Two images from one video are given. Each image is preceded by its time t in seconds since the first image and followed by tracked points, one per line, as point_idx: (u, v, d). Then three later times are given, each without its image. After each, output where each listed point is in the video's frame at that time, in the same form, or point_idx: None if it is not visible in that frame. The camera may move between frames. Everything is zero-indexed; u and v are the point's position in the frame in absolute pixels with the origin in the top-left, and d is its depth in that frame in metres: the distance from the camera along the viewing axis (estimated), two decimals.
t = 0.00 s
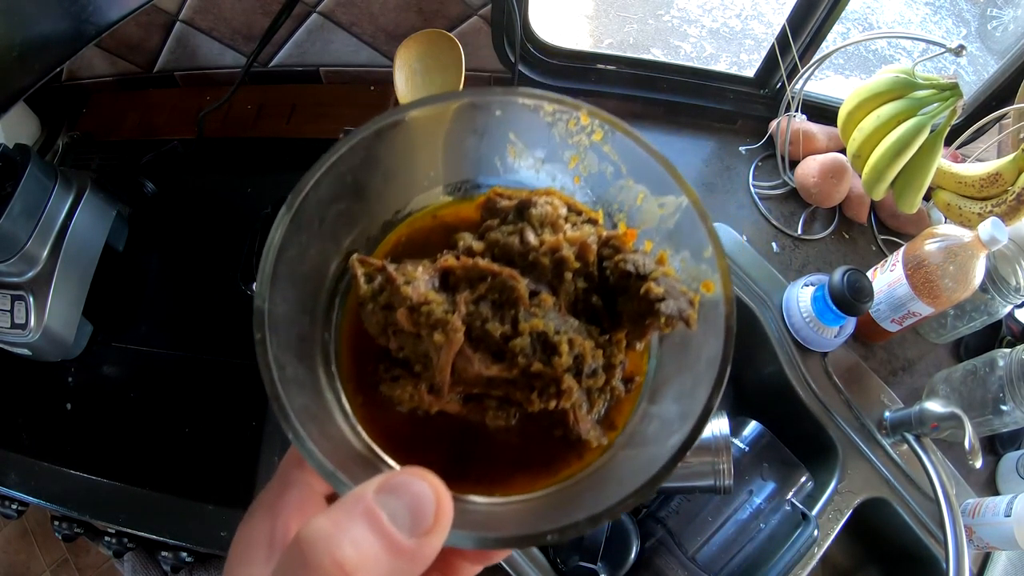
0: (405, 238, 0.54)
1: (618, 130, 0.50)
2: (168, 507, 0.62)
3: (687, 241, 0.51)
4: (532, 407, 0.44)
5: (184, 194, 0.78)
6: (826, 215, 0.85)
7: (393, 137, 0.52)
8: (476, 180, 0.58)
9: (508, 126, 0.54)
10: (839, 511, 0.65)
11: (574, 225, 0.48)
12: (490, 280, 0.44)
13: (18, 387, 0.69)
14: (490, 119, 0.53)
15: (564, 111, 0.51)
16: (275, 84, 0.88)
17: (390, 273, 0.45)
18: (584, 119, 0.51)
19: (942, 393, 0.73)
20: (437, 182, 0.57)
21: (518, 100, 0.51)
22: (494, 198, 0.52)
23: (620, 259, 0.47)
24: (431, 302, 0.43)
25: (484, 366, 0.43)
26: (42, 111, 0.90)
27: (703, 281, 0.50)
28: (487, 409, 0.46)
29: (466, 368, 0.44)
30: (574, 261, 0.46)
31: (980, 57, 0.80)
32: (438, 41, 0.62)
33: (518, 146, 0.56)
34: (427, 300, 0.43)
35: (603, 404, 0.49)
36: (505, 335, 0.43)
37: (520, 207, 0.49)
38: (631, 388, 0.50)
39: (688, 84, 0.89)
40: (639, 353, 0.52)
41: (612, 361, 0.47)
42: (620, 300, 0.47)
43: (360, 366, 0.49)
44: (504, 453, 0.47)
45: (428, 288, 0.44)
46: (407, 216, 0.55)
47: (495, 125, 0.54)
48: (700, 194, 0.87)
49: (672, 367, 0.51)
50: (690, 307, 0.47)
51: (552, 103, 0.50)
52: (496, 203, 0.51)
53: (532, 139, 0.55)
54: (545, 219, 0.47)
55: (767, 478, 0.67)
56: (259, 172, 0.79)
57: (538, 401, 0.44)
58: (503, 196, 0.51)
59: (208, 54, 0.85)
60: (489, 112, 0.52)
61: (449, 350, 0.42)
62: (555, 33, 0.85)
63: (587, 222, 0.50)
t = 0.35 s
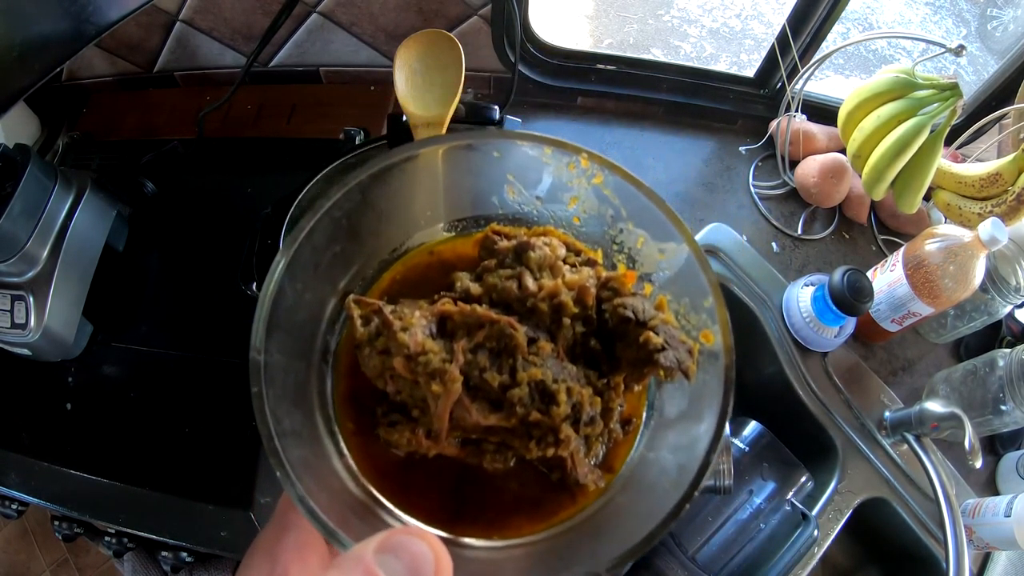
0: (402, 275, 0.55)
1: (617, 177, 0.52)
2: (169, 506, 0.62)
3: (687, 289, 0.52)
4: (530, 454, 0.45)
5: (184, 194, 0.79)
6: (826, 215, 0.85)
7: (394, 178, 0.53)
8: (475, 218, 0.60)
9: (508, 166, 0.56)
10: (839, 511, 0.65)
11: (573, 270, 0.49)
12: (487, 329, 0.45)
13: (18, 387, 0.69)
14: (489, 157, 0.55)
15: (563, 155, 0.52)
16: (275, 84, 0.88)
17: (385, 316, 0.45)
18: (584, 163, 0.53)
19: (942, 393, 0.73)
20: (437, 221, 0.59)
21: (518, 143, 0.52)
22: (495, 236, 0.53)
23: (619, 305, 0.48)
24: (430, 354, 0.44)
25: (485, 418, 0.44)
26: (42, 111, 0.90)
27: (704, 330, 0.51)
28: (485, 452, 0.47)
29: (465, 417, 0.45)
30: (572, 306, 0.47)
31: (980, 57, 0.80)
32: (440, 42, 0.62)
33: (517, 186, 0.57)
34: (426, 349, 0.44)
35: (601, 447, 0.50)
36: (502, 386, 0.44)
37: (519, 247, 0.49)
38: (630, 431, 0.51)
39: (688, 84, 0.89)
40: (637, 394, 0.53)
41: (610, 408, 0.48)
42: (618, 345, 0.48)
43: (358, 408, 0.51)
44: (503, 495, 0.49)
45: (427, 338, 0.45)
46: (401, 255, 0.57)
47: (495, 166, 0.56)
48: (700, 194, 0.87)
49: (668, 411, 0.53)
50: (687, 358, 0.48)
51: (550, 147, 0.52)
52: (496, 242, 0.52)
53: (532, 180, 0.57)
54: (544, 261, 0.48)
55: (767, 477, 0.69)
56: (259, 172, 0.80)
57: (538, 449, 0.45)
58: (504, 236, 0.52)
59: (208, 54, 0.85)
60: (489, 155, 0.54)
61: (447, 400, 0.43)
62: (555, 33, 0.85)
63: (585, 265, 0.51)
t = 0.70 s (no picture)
0: (423, 302, 0.55)
1: (659, 220, 0.51)
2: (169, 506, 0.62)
3: (724, 341, 0.51)
4: (553, 506, 0.45)
5: (184, 195, 0.79)
6: (826, 215, 0.85)
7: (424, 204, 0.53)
8: (504, 248, 0.59)
9: (543, 198, 0.55)
10: (839, 511, 0.65)
11: (605, 313, 0.49)
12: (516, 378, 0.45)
13: (18, 387, 0.69)
14: (524, 188, 0.55)
15: (605, 193, 0.52)
16: (275, 84, 0.88)
17: (406, 352, 0.44)
18: (626, 203, 0.52)
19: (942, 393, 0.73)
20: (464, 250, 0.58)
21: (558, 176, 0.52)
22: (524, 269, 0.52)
23: (649, 353, 0.48)
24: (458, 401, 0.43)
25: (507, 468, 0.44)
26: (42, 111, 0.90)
27: (740, 391, 0.50)
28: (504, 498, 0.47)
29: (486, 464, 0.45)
30: (604, 352, 0.47)
31: (980, 57, 0.80)
32: (440, 41, 0.62)
33: (550, 219, 0.57)
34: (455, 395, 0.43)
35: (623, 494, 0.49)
36: (530, 437, 0.45)
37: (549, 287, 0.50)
38: (654, 477, 0.51)
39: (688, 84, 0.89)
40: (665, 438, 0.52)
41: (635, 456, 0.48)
42: (648, 394, 0.48)
43: (373, 439, 0.50)
44: (520, 539, 0.49)
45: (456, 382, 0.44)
46: (425, 280, 0.56)
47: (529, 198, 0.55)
48: (701, 194, 0.87)
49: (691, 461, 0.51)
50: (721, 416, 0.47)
51: (591, 183, 0.52)
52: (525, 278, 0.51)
53: (567, 214, 0.56)
54: (576, 303, 0.49)
55: (768, 478, 0.69)
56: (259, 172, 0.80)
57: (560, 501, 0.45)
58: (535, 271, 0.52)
59: (208, 54, 0.85)
60: (526, 187, 0.54)
61: (470, 449, 0.43)
62: (556, 33, 0.85)
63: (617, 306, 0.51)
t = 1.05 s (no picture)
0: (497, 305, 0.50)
1: (792, 238, 0.42)
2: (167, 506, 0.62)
3: (823, 357, 0.43)
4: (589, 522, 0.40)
5: (185, 195, 0.79)
6: (826, 215, 0.85)
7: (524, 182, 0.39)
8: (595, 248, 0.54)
9: (671, 190, 0.44)
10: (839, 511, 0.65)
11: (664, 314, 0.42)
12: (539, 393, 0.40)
13: (18, 386, 0.69)
14: (653, 177, 0.43)
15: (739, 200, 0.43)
16: (274, 84, 0.88)
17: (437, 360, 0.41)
18: (760, 212, 0.43)
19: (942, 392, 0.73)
20: (532, 241, 0.44)
21: (705, 174, 0.42)
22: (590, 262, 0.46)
23: (750, 369, 0.42)
24: (478, 417, 0.39)
25: (541, 499, 0.38)
26: (42, 111, 0.90)
27: (834, 405, 0.42)
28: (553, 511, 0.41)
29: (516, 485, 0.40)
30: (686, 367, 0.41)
31: (980, 57, 0.80)
32: (438, 40, 0.62)
33: (673, 218, 0.46)
34: (475, 410, 0.40)
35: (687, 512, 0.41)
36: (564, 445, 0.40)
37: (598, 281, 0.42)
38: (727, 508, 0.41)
39: (688, 84, 0.89)
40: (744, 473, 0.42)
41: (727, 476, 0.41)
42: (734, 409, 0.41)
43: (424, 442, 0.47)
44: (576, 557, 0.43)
45: (470, 398, 0.41)
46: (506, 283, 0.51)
47: (640, 183, 0.44)
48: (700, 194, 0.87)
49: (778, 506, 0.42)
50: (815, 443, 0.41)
51: (732, 186, 0.42)
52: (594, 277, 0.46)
53: (696, 212, 0.46)
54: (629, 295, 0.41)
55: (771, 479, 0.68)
56: (259, 172, 0.80)
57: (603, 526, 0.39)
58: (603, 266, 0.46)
59: (208, 54, 0.85)
60: (665, 177, 0.43)
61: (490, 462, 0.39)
62: (555, 33, 0.85)
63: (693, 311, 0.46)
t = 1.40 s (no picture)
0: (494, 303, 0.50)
1: (780, 229, 0.41)
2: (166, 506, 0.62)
3: (813, 348, 0.43)
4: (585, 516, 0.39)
5: (185, 195, 0.79)
6: (826, 215, 0.85)
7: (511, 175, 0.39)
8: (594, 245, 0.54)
9: (660, 183, 0.44)
10: (838, 511, 0.64)
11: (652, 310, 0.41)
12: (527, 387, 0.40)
13: (18, 387, 0.69)
14: (641, 170, 0.43)
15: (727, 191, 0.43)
16: (275, 84, 0.88)
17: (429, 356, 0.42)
18: (748, 203, 0.42)
19: (942, 392, 0.73)
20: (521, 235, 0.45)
21: (692, 166, 0.42)
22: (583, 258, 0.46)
23: (741, 361, 0.41)
24: (469, 410, 0.40)
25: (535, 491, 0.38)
26: (42, 111, 0.90)
27: (824, 395, 0.41)
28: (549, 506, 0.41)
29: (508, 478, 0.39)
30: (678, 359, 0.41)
31: (980, 57, 0.80)
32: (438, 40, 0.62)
33: (663, 211, 0.46)
34: (466, 404, 0.40)
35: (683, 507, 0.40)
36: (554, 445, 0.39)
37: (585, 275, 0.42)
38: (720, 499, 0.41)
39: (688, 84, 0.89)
40: (736, 464, 0.42)
41: (721, 468, 0.41)
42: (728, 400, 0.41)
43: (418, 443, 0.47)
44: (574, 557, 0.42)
45: (463, 392, 0.41)
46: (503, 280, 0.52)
47: (628, 175, 0.44)
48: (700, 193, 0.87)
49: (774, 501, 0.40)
50: (807, 433, 0.40)
51: (721, 177, 0.42)
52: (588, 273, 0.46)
53: (686, 206, 0.46)
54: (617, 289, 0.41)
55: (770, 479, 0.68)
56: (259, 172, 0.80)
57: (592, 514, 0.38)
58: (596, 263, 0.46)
59: (208, 54, 0.85)
60: (653, 169, 0.43)
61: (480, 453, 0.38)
62: (556, 33, 0.85)
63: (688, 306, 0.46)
